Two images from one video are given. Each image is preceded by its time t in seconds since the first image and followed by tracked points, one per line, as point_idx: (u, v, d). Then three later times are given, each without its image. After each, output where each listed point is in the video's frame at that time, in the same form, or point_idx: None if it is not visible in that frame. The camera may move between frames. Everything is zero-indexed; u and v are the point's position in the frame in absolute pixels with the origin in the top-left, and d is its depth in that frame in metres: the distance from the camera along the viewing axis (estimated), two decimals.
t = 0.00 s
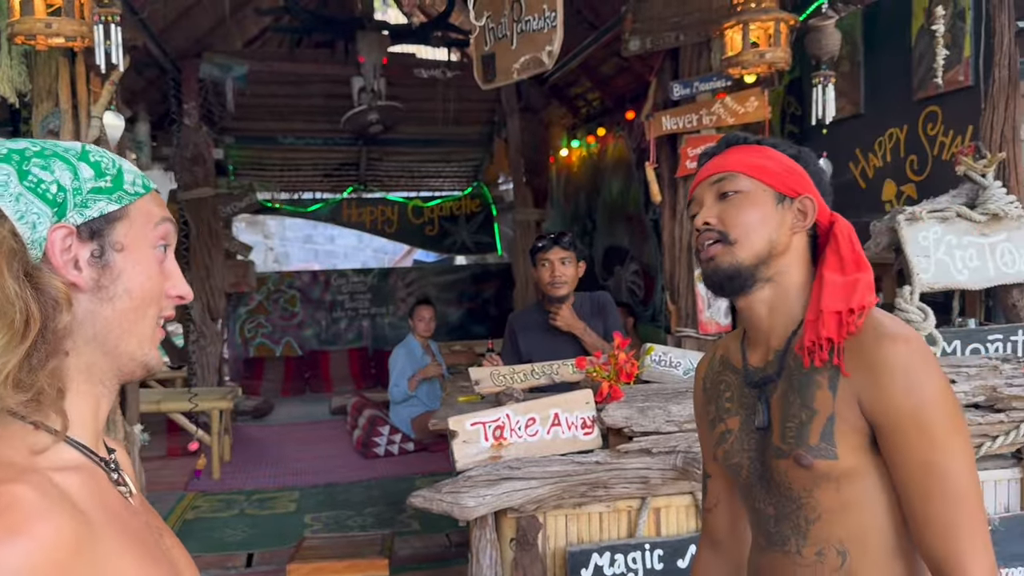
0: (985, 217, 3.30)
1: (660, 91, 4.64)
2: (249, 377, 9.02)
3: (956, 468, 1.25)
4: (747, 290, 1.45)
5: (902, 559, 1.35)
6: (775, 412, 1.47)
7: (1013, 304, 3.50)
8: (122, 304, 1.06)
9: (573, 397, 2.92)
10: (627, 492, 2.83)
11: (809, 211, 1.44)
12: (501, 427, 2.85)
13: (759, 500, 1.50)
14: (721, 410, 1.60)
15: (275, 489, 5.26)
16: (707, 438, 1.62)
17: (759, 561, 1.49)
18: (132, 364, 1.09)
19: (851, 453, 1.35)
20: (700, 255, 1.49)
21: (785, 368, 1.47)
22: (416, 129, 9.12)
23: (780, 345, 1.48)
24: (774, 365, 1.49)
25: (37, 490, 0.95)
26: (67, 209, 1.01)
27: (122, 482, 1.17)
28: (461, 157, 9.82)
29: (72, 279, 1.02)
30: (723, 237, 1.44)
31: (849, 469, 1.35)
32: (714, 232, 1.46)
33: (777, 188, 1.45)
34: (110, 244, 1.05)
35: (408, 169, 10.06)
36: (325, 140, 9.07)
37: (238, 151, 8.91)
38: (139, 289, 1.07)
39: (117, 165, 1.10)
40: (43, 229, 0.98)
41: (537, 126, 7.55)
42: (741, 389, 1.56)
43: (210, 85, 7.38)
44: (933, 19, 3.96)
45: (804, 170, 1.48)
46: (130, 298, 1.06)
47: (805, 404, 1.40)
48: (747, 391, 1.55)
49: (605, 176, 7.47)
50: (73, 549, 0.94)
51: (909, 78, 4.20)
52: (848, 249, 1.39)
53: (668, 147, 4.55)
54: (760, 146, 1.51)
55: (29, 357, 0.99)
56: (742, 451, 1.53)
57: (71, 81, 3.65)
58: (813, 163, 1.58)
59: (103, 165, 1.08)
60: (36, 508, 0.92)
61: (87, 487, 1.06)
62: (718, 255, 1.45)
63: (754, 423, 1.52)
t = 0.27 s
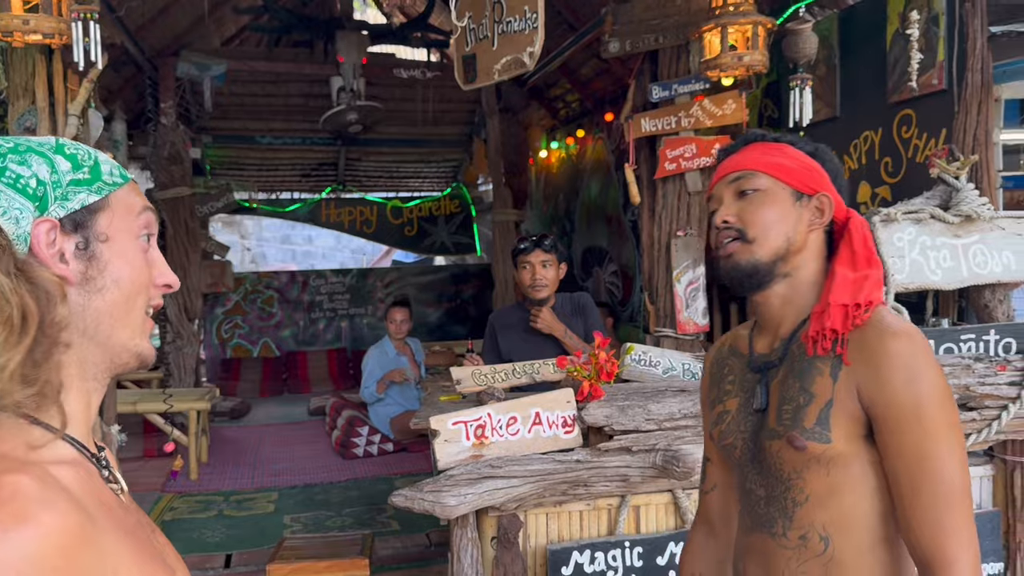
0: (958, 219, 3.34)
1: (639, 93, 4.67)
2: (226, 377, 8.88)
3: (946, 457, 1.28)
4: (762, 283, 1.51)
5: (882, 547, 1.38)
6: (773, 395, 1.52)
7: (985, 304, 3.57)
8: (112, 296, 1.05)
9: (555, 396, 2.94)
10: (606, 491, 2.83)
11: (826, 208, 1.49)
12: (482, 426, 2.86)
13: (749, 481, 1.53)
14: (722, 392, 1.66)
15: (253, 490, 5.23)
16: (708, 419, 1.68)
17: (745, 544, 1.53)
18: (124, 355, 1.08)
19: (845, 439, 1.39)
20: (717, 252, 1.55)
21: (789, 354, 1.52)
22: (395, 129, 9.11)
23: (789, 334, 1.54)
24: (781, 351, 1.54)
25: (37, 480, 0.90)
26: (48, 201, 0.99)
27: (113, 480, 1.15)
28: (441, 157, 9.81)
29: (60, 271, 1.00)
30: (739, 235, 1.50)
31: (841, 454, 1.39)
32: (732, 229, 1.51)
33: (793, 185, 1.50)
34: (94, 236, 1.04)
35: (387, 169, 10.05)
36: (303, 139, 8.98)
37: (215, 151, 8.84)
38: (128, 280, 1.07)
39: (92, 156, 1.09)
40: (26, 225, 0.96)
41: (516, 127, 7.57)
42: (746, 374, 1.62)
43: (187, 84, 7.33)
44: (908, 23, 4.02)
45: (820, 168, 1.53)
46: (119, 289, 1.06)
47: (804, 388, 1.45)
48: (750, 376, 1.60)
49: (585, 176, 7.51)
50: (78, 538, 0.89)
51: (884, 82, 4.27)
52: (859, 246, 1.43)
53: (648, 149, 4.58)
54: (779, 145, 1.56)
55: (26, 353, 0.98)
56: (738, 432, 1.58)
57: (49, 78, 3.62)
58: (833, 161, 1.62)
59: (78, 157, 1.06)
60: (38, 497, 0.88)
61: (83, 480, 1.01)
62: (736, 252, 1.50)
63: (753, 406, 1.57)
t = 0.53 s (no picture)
0: (917, 223, 3.45)
1: (608, 97, 4.72)
2: (193, 379, 8.78)
3: (959, 473, 1.28)
4: (787, 287, 1.49)
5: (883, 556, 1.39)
6: (789, 394, 1.51)
7: (943, 306, 3.68)
8: (95, 300, 1.06)
9: (525, 396, 2.96)
10: (575, 489, 2.90)
11: (864, 217, 1.47)
12: (453, 426, 2.89)
13: (755, 475, 1.54)
14: (734, 383, 1.65)
15: (221, 493, 5.20)
16: (718, 408, 1.67)
17: (745, 538, 1.54)
18: (110, 357, 1.10)
19: (859, 446, 1.39)
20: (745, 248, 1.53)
21: (808, 355, 1.50)
22: (366, 131, 9.11)
23: (808, 336, 1.52)
24: (800, 351, 1.53)
25: (31, 483, 0.92)
26: (28, 206, 1.01)
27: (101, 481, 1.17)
28: (411, 159, 9.82)
29: (40, 276, 1.01)
30: (772, 235, 1.48)
31: (853, 459, 1.39)
32: (765, 228, 1.49)
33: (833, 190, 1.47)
34: (75, 240, 1.05)
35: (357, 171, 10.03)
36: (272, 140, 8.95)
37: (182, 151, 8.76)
38: (111, 283, 1.08)
39: (74, 156, 1.10)
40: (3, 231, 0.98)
41: (487, 129, 7.60)
42: (760, 367, 1.61)
43: (154, 84, 7.26)
44: (869, 32, 4.12)
45: (864, 174, 1.49)
46: (102, 292, 1.07)
47: (823, 391, 1.44)
48: (765, 371, 1.59)
49: (555, 179, 7.57)
50: (74, 539, 0.91)
51: (846, 89, 4.37)
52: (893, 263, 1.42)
53: (617, 152, 4.62)
54: (827, 146, 1.52)
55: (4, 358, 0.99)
56: (748, 424, 1.57)
57: (15, 78, 3.58)
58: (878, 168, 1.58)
59: (59, 158, 1.07)
60: (34, 499, 0.90)
61: (73, 481, 1.03)
62: (765, 251, 1.48)
63: (767, 401, 1.56)
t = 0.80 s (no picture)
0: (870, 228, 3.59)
1: (572, 102, 4.77)
2: (152, 383, 8.66)
3: None
4: (847, 300, 1.58)
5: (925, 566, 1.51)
6: (848, 411, 1.57)
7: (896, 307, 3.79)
8: (77, 298, 1.07)
9: (491, 397, 2.97)
10: (541, 488, 2.96)
11: (926, 231, 1.55)
12: (420, 427, 2.91)
13: (797, 481, 1.63)
14: (778, 387, 1.72)
15: (183, 496, 5.15)
16: (758, 409, 1.75)
17: (781, 540, 1.64)
18: (91, 358, 1.11)
19: (921, 468, 1.48)
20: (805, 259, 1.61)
21: (867, 371, 1.57)
22: (329, 133, 9.08)
23: (865, 350, 1.60)
24: (855, 365, 1.60)
25: (28, 478, 0.96)
26: (8, 201, 1.02)
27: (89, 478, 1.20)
28: (375, 162, 9.80)
29: (20, 274, 1.02)
30: (833, 251, 1.56)
31: (913, 479, 1.49)
32: (825, 240, 1.57)
33: (901, 204, 1.54)
34: (57, 237, 1.06)
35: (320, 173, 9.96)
36: (235, 141, 8.94)
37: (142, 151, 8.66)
38: (95, 281, 1.09)
39: (59, 149, 1.10)
40: None
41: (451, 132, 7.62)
42: (809, 376, 1.68)
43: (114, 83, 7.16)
44: (826, 40, 4.23)
45: (932, 186, 1.57)
46: (86, 290, 1.08)
47: (890, 415, 1.51)
48: (816, 381, 1.66)
49: (519, 182, 7.63)
50: (73, 535, 0.95)
51: (804, 96, 4.47)
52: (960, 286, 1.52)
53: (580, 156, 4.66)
54: (899, 155, 1.58)
55: None
56: (794, 432, 1.65)
57: None
58: (944, 173, 1.65)
59: (43, 150, 1.08)
60: (31, 495, 0.93)
61: (64, 476, 1.06)
62: (824, 267, 1.56)
63: (819, 414, 1.63)
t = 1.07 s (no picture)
0: (818, 233, 3.67)
1: (526, 107, 4.79)
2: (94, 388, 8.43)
3: None
4: (893, 321, 1.70)
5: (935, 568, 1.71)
6: (885, 427, 1.71)
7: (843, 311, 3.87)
8: (12, 293, 1.07)
9: (446, 400, 2.97)
10: (495, 491, 2.96)
11: (978, 258, 1.66)
12: (374, 431, 2.89)
13: (816, 482, 1.79)
14: (805, 389, 1.84)
15: (127, 504, 5.03)
16: (782, 408, 1.87)
17: (798, 533, 1.82)
18: (29, 351, 1.10)
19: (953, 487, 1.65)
20: (853, 277, 1.71)
21: (908, 389, 1.72)
22: (280, 133, 8.97)
23: (904, 367, 1.74)
24: (894, 382, 1.74)
25: None
26: None
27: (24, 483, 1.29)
28: (326, 163, 9.74)
29: None
30: (884, 276, 1.65)
31: (944, 495, 1.66)
32: (877, 263, 1.66)
33: (960, 233, 1.64)
34: None
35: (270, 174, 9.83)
36: (183, 141, 8.77)
37: (85, 151, 8.45)
38: (28, 272, 1.08)
39: None
40: None
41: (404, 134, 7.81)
42: (843, 385, 1.81)
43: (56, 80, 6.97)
44: (775, 50, 4.31)
45: (990, 214, 1.67)
46: (20, 285, 1.07)
47: (932, 437, 1.66)
48: (850, 390, 1.79)
49: (473, 186, 7.63)
50: (15, 530, 1.03)
51: (752, 104, 4.55)
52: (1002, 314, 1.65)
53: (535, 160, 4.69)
54: (965, 181, 1.66)
55: None
56: (820, 438, 1.79)
57: None
58: (1000, 193, 1.74)
59: None
60: None
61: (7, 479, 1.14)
62: (873, 290, 1.67)
63: (850, 423, 1.77)
